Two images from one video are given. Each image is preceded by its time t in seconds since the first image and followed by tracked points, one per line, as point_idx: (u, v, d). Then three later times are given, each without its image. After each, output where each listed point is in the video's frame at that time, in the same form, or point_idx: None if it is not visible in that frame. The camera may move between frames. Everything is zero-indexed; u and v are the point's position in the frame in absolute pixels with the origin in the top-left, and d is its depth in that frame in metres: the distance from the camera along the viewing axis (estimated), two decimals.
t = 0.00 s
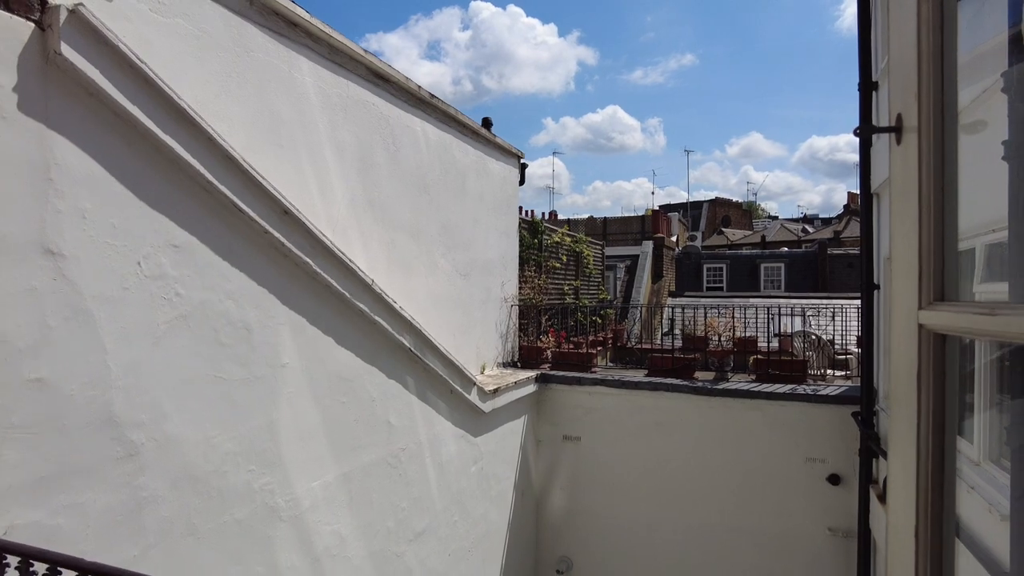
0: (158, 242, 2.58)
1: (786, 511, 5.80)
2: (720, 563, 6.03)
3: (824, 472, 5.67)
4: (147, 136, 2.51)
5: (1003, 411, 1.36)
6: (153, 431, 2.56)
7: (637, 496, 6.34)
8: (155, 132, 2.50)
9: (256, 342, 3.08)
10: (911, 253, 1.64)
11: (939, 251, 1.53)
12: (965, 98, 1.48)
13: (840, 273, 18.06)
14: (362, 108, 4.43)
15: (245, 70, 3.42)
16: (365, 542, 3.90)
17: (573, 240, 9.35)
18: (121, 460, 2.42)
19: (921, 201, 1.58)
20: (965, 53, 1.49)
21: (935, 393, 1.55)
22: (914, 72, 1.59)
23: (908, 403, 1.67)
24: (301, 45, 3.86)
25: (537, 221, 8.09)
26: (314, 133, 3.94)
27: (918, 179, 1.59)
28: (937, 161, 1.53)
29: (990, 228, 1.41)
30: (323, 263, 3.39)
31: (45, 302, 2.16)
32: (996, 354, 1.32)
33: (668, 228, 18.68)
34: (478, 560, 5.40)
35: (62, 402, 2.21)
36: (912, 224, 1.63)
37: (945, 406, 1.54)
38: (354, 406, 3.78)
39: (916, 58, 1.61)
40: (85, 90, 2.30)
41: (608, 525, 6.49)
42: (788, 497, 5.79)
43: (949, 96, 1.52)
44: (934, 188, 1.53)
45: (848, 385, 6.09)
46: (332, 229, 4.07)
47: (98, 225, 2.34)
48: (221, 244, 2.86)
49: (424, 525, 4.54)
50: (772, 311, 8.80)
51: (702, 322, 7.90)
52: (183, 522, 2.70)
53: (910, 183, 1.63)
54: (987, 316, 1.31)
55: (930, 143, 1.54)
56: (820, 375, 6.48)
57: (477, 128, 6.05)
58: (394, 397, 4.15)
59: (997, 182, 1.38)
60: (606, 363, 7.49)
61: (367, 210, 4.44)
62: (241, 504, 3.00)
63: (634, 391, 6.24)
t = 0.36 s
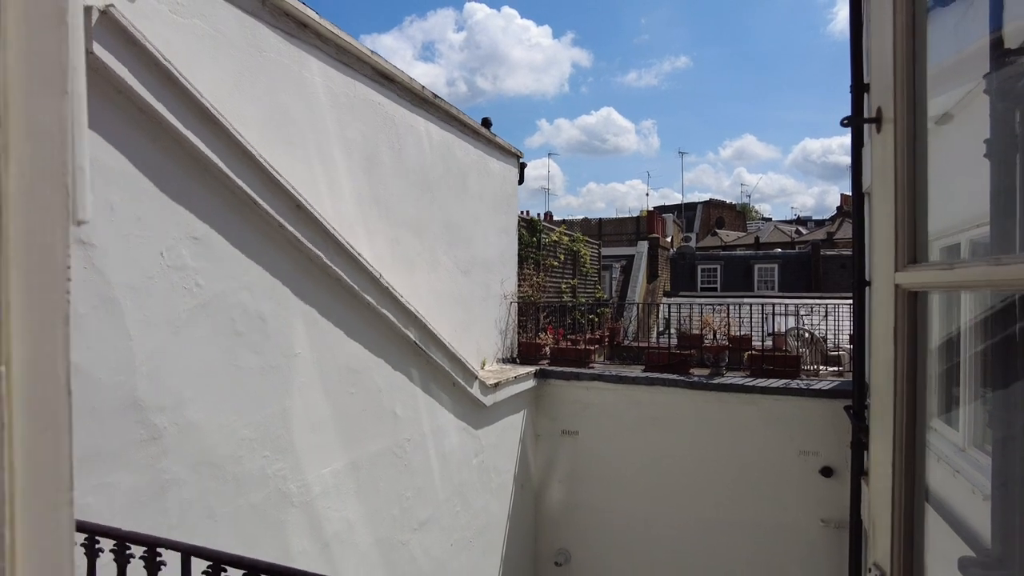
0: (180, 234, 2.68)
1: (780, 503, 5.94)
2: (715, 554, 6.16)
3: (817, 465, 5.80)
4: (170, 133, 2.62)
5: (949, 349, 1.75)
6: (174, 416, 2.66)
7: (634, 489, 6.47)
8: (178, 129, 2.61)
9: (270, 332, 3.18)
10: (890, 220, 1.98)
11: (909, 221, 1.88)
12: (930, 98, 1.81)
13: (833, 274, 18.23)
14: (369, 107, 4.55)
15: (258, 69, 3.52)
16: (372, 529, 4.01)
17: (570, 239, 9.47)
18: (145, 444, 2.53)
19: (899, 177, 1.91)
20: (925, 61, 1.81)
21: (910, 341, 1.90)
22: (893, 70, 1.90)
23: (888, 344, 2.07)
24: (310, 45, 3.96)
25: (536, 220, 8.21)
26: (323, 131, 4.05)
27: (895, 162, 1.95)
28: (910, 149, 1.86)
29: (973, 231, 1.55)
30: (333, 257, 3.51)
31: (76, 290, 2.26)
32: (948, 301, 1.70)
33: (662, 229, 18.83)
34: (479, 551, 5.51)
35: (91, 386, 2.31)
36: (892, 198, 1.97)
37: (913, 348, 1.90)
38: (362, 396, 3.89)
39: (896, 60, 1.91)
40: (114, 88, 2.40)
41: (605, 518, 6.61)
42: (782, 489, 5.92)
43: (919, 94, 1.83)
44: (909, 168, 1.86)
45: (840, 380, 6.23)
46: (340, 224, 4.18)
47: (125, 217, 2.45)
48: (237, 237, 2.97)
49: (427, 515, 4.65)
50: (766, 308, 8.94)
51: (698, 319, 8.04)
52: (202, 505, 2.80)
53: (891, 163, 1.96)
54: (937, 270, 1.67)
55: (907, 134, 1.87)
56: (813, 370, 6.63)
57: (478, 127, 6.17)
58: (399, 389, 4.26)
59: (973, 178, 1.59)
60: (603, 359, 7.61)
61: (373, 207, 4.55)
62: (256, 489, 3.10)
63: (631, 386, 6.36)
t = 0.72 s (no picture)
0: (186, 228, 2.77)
1: (767, 495, 6.07)
2: (704, 546, 6.29)
3: (803, 458, 5.94)
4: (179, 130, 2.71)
5: (924, 340, 1.39)
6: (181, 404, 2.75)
7: (625, 483, 6.59)
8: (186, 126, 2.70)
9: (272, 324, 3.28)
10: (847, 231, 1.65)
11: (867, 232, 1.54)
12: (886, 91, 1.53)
13: (820, 274, 18.49)
14: (366, 107, 4.65)
15: (260, 68, 3.61)
16: (369, 519, 4.10)
17: (562, 238, 9.60)
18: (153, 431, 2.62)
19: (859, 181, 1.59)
20: (886, 52, 1.51)
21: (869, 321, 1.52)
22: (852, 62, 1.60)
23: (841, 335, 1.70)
24: (310, 46, 4.05)
25: (528, 219, 8.32)
26: (321, 130, 4.13)
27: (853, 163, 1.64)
28: (870, 152, 1.54)
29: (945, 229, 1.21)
30: (332, 251, 3.61)
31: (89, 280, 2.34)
32: (921, 280, 1.33)
33: (652, 229, 19.04)
34: (473, 543, 5.61)
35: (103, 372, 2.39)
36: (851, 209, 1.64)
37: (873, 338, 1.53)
38: (360, 388, 3.98)
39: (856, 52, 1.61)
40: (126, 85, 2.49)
41: (596, 511, 6.73)
42: (769, 481, 6.05)
43: (879, 86, 1.53)
44: (866, 170, 1.55)
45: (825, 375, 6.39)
46: (338, 220, 4.27)
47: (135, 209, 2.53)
48: (241, 231, 3.06)
49: (423, 506, 4.75)
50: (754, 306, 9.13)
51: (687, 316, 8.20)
52: (207, 491, 2.88)
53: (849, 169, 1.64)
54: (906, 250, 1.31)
55: (864, 131, 1.55)
56: (799, 366, 6.79)
57: (471, 127, 6.28)
58: (397, 382, 4.35)
59: (947, 169, 1.26)
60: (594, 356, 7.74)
61: (370, 205, 4.64)
62: (258, 476, 3.19)
63: (622, 381, 6.49)
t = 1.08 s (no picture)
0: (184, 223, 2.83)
1: (754, 488, 6.18)
2: (693, 538, 6.40)
3: (790, 451, 6.05)
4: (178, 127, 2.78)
5: (903, 338, 1.29)
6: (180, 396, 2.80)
7: (615, 477, 6.68)
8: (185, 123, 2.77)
9: (268, 318, 3.34)
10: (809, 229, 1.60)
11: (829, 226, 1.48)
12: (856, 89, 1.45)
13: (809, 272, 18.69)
14: (359, 105, 4.70)
15: (255, 67, 3.66)
16: (363, 511, 4.16)
17: (553, 236, 9.69)
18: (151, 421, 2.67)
19: (819, 178, 1.54)
20: (844, 49, 1.47)
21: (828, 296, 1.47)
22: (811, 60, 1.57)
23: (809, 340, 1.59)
24: (303, 45, 4.11)
25: (520, 217, 8.39)
26: (314, 128, 4.19)
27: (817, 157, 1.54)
28: (828, 149, 1.50)
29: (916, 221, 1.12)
30: (325, 246, 3.67)
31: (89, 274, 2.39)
32: (901, 270, 1.23)
33: (642, 227, 19.17)
34: (465, 536, 5.69)
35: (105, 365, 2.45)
36: (811, 206, 1.59)
37: (849, 331, 1.46)
38: (354, 382, 4.04)
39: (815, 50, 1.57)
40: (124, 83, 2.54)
41: (587, 505, 6.82)
42: (756, 474, 6.16)
43: (837, 83, 1.49)
44: (825, 164, 1.50)
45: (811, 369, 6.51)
46: (331, 216, 4.33)
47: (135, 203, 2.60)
48: (237, 226, 3.13)
49: (416, 499, 4.81)
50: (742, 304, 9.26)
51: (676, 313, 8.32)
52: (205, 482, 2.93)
53: (809, 167, 1.60)
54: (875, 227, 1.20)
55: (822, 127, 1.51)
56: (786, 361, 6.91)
57: (462, 125, 6.33)
58: (390, 376, 4.42)
59: (917, 160, 1.16)
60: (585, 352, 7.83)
61: (363, 202, 4.70)
62: (254, 468, 3.24)
63: (612, 376, 6.58)
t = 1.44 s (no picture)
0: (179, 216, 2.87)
1: (750, 482, 6.21)
2: (688, 532, 6.44)
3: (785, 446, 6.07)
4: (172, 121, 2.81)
5: (892, 332, 1.29)
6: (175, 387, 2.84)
7: (611, 471, 6.72)
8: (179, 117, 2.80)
9: (263, 311, 3.37)
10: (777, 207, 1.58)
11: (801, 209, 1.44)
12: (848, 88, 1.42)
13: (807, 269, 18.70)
14: (354, 101, 4.73)
15: (250, 63, 3.69)
16: (359, 504, 4.20)
17: (551, 232, 9.71)
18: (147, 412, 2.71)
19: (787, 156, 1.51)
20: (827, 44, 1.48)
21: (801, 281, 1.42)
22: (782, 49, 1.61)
23: (784, 330, 1.51)
24: (298, 41, 4.13)
25: (517, 214, 8.41)
26: (310, 123, 4.21)
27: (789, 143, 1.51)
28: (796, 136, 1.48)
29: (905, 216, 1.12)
30: (319, 240, 3.70)
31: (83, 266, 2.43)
32: (893, 263, 1.25)
33: (641, 225, 19.19)
34: (462, 529, 5.73)
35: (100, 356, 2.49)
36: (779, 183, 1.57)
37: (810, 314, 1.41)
38: (350, 375, 4.08)
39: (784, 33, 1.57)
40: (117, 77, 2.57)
41: (583, 499, 6.86)
42: (751, 468, 6.18)
43: (806, 66, 1.48)
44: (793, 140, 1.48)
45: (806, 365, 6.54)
46: (327, 211, 4.36)
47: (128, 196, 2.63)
48: (232, 220, 3.16)
49: (412, 493, 4.85)
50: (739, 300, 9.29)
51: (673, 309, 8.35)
52: (201, 472, 2.97)
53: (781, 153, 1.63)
54: (855, 200, 1.14)
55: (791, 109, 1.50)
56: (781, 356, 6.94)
57: (458, 122, 6.35)
58: (385, 370, 4.45)
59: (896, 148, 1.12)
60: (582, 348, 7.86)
61: (358, 197, 4.73)
62: (250, 460, 3.28)
63: (608, 372, 6.62)
